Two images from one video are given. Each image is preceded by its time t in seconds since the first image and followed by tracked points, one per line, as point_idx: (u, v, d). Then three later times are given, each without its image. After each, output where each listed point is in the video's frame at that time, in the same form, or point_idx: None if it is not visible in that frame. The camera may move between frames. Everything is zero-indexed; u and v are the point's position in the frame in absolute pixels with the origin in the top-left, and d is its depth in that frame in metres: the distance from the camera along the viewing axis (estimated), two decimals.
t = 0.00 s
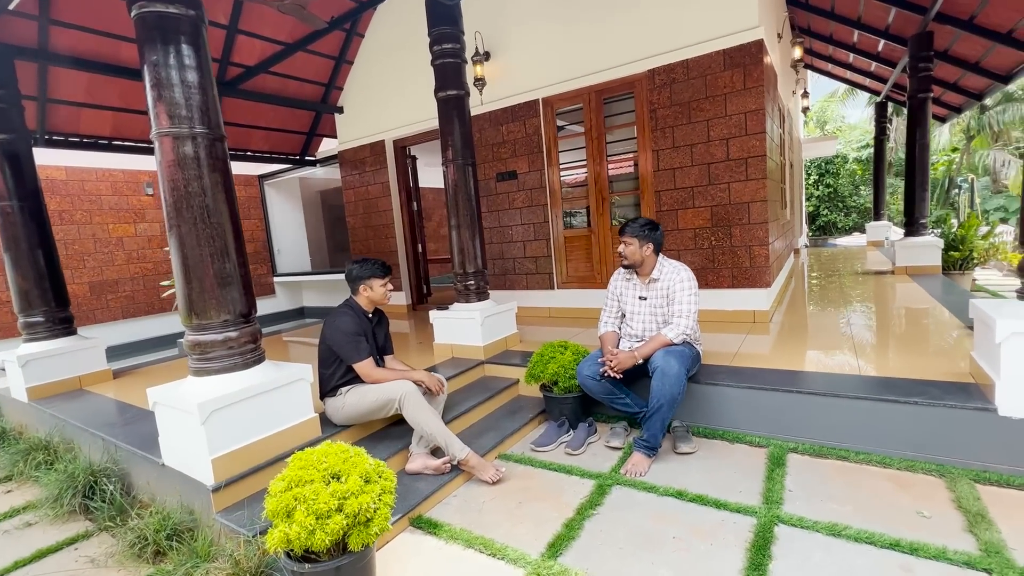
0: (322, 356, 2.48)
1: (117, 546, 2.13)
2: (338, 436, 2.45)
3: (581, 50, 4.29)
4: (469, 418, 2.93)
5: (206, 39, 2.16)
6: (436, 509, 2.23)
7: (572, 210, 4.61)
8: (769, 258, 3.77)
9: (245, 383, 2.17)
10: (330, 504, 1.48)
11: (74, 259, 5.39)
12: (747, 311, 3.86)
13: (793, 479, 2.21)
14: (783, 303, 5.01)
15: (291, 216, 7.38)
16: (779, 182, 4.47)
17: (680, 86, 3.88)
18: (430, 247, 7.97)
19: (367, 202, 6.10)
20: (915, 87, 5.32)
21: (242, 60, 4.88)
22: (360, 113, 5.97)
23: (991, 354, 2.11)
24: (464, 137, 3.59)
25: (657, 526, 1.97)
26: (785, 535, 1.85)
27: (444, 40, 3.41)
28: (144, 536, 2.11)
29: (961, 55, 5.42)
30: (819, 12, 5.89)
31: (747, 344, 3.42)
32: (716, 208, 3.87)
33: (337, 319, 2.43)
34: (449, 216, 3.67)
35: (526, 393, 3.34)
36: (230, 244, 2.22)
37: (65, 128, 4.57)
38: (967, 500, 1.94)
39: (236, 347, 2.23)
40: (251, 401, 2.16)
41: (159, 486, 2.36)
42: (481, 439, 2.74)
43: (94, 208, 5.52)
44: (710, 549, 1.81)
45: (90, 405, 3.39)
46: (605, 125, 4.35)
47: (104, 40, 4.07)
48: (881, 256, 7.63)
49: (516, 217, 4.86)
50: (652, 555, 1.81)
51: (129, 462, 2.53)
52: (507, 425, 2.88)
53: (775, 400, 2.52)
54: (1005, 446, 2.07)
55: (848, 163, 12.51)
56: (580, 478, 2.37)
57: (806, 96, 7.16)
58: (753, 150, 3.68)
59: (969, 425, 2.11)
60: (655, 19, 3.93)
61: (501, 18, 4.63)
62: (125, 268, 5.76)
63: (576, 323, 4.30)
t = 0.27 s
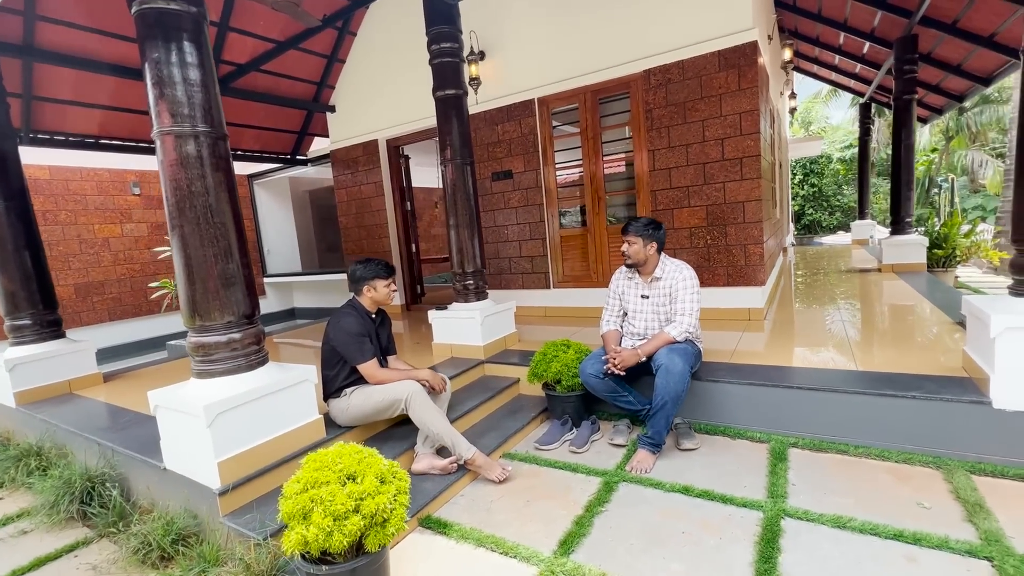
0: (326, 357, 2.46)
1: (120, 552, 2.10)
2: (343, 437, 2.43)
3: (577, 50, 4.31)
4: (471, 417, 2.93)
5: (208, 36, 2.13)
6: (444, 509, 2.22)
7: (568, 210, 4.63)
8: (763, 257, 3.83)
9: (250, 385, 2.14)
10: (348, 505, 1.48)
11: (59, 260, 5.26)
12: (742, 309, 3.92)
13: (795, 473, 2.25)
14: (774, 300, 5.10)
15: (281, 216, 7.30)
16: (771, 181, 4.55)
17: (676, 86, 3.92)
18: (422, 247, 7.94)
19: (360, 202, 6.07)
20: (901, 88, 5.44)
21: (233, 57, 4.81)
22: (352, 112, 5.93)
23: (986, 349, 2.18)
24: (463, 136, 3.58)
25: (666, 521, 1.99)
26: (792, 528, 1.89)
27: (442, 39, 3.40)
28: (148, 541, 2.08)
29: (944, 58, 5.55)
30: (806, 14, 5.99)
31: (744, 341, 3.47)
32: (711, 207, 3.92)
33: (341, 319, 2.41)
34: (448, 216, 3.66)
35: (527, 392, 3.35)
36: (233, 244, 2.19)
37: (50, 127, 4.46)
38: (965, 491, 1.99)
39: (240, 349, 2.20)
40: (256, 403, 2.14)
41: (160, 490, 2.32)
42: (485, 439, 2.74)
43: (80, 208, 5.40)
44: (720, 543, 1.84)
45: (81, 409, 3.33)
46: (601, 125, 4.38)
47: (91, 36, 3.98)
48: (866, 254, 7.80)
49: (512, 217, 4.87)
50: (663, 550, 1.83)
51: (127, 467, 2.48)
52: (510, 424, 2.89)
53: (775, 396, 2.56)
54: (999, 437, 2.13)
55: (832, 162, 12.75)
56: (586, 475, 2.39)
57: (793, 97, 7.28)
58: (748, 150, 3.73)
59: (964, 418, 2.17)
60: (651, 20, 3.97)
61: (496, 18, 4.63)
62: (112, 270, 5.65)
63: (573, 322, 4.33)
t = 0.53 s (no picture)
0: (332, 358, 2.46)
1: (126, 555, 2.08)
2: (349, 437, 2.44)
3: (573, 51, 4.34)
4: (475, 416, 2.95)
5: (213, 36, 2.12)
6: (452, 507, 2.24)
7: (565, 210, 4.67)
8: (759, 256, 3.90)
9: (258, 386, 2.14)
10: (366, 503, 1.49)
11: (48, 262, 5.18)
12: (738, 307, 3.99)
13: (796, 467, 2.30)
14: (767, 298, 5.19)
15: (274, 216, 7.24)
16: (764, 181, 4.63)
17: (672, 88, 3.98)
18: (416, 247, 7.93)
19: (355, 203, 6.05)
20: (888, 91, 5.57)
21: (227, 57, 4.76)
22: (347, 112, 5.90)
23: (979, 344, 2.24)
24: (462, 136, 3.59)
25: (673, 515, 2.03)
26: (796, 520, 1.94)
27: (442, 39, 3.41)
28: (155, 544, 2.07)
29: (929, 61, 5.68)
30: (796, 17, 6.09)
31: (741, 339, 3.53)
32: (707, 207, 3.98)
33: (347, 319, 2.41)
34: (447, 216, 3.67)
35: (528, 391, 3.37)
36: (239, 245, 2.18)
37: (40, 126, 4.39)
38: (960, 481, 2.06)
39: (246, 350, 2.20)
40: (264, 403, 2.14)
41: (165, 493, 2.31)
42: (489, 437, 2.76)
43: (69, 209, 5.31)
44: (727, 535, 1.88)
45: (78, 412, 3.28)
46: (597, 125, 4.42)
47: (83, 34, 3.92)
48: (853, 253, 7.95)
49: (509, 217, 4.89)
50: (672, 543, 1.86)
51: (129, 470, 2.46)
52: (513, 422, 2.91)
53: (775, 392, 2.62)
54: (992, 429, 2.20)
55: (819, 163, 12.96)
56: (592, 472, 2.42)
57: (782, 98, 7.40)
58: (743, 151, 3.79)
59: (959, 410, 2.24)
60: (647, 23, 4.01)
61: (492, 18, 4.65)
62: (102, 271, 5.57)
63: (571, 321, 4.36)
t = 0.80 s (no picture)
0: (334, 357, 2.47)
1: (130, 556, 2.08)
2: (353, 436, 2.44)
3: (569, 52, 4.37)
4: (476, 415, 2.96)
5: (216, 35, 2.12)
6: (456, 504, 2.25)
7: (562, 209, 4.70)
8: (753, 255, 3.95)
9: (262, 386, 2.14)
10: (376, 499, 1.50)
11: (39, 263, 5.11)
12: (733, 305, 4.04)
13: (795, 461, 2.35)
14: (761, 296, 5.26)
15: (267, 217, 7.21)
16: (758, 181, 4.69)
17: (667, 88, 4.02)
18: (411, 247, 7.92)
19: (351, 203, 6.04)
20: (877, 92, 5.67)
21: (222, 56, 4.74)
22: (342, 112, 5.89)
23: (970, 339, 2.30)
24: (460, 136, 3.61)
25: (676, 509, 2.06)
26: (796, 512, 1.98)
27: (440, 39, 3.42)
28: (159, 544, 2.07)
29: (917, 63, 5.79)
30: (787, 19, 6.18)
31: (737, 337, 3.57)
32: (703, 206, 4.03)
33: (349, 318, 2.42)
34: (446, 216, 3.68)
35: (527, 389, 3.39)
36: (242, 245, 2.18)
37: (31, 126, 4.34)
38: (954, 472, 2.11)
39: (250, 350, 2.20)
40: (268, 403, 2.14)
41: (166, 493, 2.31)
42: (491, 435, 2.77)
43: (60, 210, 5.25)
44: (729, 528, 1.91)
45: (74, 414, 3.25)
46: (593, 125, 4.45)
47: (76, 33, 3.89)
48: (843, 252, 8.06)
49: (505, 217, 4.91)
50: (675, 536, 1.89)
51: (130, 471, 2.45)
52: (514, 420, 2.92)
53: (772, 387, 2.66)
54: (983, 421, 2.25)
55: (809, 163, 13.12)
56: (594, 468, 2.44)
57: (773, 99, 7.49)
58: (738, 151, 3.84)
59: (951, 403, 2.29)
60: (642, 24, 4.05)
61: (488, 19, 4.66)
62: (94, 272, 5.51)
63: (568, 320, 4.39)
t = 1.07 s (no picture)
0: (333, 357, 2.47)
1: (129, 558, 2.08)
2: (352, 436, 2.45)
3: (563, 53, 4.39)
4: (474, 414, 2.98)
5: (213, 35, 2.12)
6: (457, 502, 2.26)
7: (556, 209, 4.72)
8: (746, 253, 4.00)
9: (261, 386, 2.13)
10: (381, 496, 1.51)
11: (27, 265, 5.04)
12: (727, 304, 4.09)
13: (789, 455, 2.39)
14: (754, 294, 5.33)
15: (259, 218, 7.16)
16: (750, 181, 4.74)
17: (660, 89, 4.06)
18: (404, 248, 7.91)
19: (344, 203, 6.02)
20: (865, 93, 5.76)
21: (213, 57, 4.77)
22: (335, 113, 5.88)
23: (959, 334, 2.35)
24: (456, 137, 3.62)
25: (674, 504, 2.09)
26: (792, 505, 2.01)
27: (435, 40, 3.43)
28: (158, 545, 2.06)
29: (903, 64, 5.89)
30: (776, 21, 6.26)
31: (731, 334, 3.62)
32: (696, 206, 4.07)
33: (348, 318, 2.42)
34: (442, 216, 3.69)
35: (524, 388, 3.41)
36: (240, 245, 2.18)
37: (20, 126, 4.28)
38: (944, 464, 2.16)
39: (249, 350, 2.19)
40: (268, 403, 2.14)
41: (164, 495, 2.30)
42: (489, 433, 2.79)
43: (48, 211, 5.19)
44: (727, 522, 1.94)
45: (67, 418, 3.22)
46: (587, 126, 4.48)
47: (66, 33, 3.85)
48: (833, 251, 8.17)
49: (500, 217, 4.92)
50: (675, 531, 1.92)
51: (127, 474, 2.44)
52: (512, 419, 2.94)
53: (766, 383, 2.70)
54: (971, 415, 2.31)
55: (798, 163, 13.28)
56: (593, 465, 2.47)
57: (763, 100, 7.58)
58: (730, 151, 3.89)
59: (941, 397, 2.35)
60: (635, 25, 4.09)
61: (481, 20, 4.68)
62: (83, 274, 5.44)
63: (563, 320, 4.41)
